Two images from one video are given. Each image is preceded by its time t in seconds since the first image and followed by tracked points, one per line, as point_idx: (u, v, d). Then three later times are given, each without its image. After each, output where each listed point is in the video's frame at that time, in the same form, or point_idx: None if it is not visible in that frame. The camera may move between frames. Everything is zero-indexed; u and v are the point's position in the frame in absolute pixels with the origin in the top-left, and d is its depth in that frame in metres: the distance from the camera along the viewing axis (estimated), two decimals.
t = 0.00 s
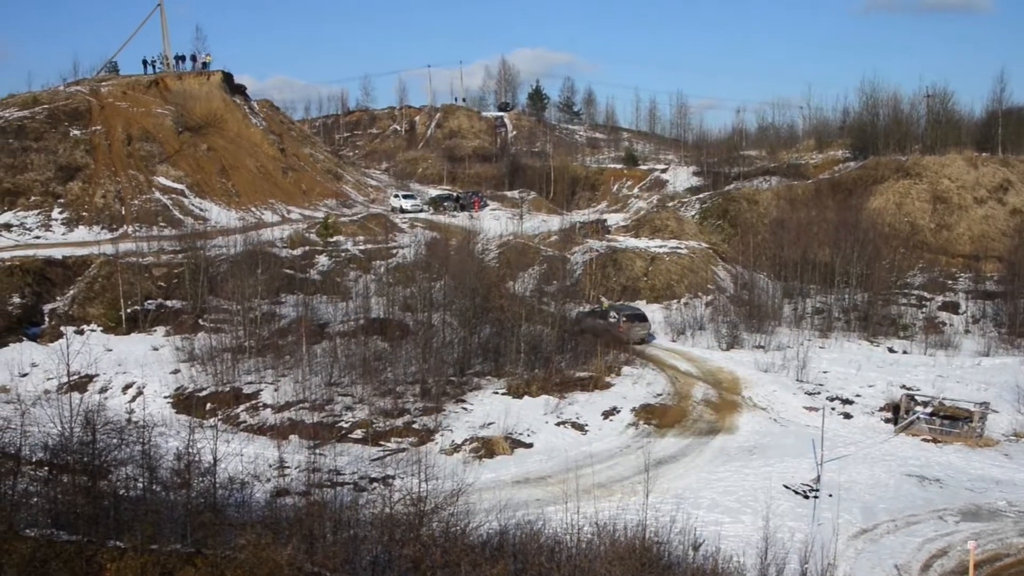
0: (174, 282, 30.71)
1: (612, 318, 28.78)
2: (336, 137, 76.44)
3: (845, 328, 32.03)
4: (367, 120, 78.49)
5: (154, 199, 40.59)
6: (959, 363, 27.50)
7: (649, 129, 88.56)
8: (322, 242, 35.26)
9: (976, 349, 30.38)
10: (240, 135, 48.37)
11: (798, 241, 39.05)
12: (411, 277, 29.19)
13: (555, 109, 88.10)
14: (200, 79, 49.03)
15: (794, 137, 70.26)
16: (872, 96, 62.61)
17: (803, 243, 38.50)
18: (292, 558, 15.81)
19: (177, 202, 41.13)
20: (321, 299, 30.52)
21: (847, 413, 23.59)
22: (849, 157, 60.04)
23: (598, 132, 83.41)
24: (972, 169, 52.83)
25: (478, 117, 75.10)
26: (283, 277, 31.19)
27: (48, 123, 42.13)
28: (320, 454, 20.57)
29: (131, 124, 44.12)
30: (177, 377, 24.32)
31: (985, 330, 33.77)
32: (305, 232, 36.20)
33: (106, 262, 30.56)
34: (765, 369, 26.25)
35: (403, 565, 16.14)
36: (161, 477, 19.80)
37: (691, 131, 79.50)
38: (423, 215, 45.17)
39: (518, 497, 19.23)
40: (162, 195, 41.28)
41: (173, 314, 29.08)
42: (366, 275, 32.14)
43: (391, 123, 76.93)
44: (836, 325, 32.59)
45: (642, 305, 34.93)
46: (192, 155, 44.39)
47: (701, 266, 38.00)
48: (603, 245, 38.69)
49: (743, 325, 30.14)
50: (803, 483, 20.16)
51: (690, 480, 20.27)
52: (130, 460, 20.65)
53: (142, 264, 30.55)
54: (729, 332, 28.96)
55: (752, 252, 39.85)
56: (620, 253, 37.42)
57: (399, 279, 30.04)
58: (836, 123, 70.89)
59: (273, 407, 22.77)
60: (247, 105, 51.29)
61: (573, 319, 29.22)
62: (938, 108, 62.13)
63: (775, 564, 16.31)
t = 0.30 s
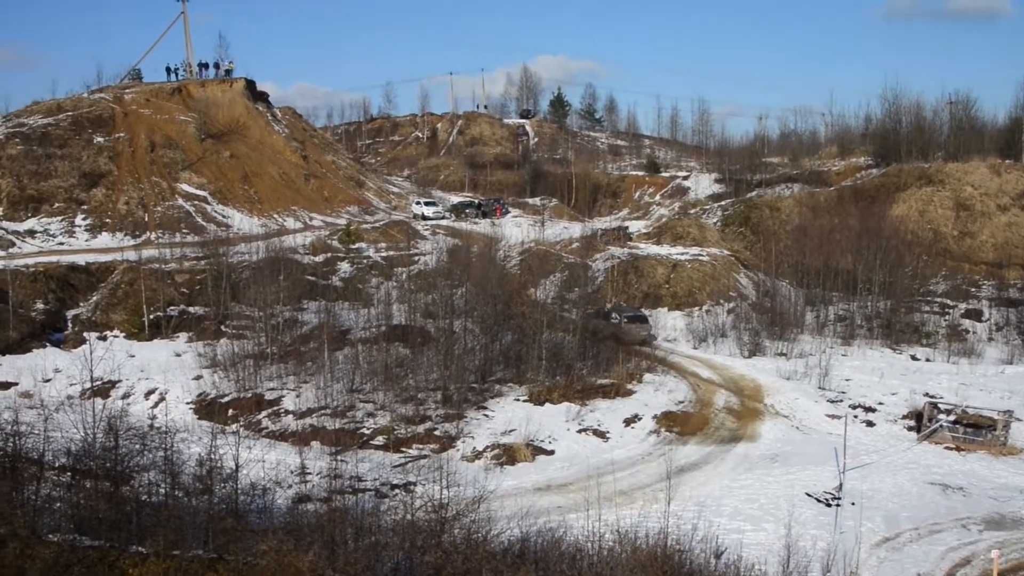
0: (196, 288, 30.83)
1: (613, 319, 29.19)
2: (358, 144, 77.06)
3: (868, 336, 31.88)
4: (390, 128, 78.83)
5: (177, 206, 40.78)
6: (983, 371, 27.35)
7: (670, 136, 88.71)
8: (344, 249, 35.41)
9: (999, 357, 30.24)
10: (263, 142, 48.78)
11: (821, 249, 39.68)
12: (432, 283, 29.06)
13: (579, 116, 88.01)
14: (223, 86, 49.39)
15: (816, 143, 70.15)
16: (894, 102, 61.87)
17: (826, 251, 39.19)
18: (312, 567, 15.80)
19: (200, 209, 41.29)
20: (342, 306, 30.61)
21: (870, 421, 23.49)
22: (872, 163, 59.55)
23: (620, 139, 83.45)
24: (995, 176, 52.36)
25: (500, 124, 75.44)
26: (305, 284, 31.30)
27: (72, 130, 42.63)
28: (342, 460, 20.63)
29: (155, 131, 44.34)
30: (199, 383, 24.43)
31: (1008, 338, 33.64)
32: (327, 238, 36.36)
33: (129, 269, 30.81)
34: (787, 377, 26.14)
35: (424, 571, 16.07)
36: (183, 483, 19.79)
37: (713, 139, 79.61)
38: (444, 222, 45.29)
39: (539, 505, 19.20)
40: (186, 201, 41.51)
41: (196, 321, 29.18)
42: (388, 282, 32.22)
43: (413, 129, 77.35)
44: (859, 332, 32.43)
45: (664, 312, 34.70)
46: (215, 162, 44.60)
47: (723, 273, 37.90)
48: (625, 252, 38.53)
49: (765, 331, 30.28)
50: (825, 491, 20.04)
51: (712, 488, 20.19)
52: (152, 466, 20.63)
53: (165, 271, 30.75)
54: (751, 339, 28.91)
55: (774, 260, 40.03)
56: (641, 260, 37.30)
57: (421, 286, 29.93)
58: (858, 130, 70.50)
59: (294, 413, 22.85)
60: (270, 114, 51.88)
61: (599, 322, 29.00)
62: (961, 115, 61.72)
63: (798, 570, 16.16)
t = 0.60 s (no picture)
0: (222, 295, 31.15)
1: (618, 319, 29.44)
2: (383, 151, 77.85)
3: (894, 344, 31.70)
4: (415, 135, 79.42)
5: (203, 212, 41.16)
6: (1011, 380, 27.15)
7: (695, 143, 88.80)
8: (369, 256, 35.58)
9: None
10: (289, 149, 49.02)
11: (847, 256, 39.51)
12: (457, 291, 29.64)
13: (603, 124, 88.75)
14: (249, 94, 49.40)
15: (841, 150, 69.84)
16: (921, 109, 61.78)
17: (852, 258, 38.95)
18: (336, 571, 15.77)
19: (226, 216, 41.70)
20: (368, 312, 30.72)
21: (896, 429, 23.41)
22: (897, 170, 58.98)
23: (645, 146, 83.47)
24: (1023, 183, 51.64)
25: (524, 132, 75.79)
26: (330, 291, 31.45)
27: (100, 137, 43.14)
28: (367, 467, 20.68)
29: (181, 138, 44.78)
30: (225, 390, 24.59)
31: None
32: (353, 245, 36.54)
33: (156, 275, 31.03)
34: (813, 386, 26.02)
35: None
36: (208, 488, 19.82)
37: (738, 147, 79.57)
38: (469, 229, 45.57)
39: (564, 512, 19.16)
40: (212, 208, 41.93)
41: (221, 327, 29.53)
42: (413, 289, 32.34)
43: (438, 137, 77.92)
44: (885, 340, 32.24)
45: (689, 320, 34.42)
46: (242, 169, 44.94)
47: (749, 281, 37.54)
48: (649, 260, 38.60)
49: (790, 339, 30.24)
50: (851, 500, 19.91)
51: (737, 496, 20.11)
52: (178, 471, 20.70)
53: (191, 278, 31.02)
54: (776, 347, 28.85)
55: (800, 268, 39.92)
56: (667, 268, 37.41)
57: (445, 293, 30.45)
58: (885, 138, 69.81)
59: (319, 420, 22.97)
60: (296, 121, 52.15)
61: (622, 330, 29.05)
62: (988, 122, 60.96)
63: None
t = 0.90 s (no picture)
0: (248, 301, 31.41)
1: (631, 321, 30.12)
2: (409, 158, 78.56)
3: (921, 351, 31.48)
4: (440, 142, 80.18)
5: (229, 219, 41.59)
6: None
7: (720, 149, 88.77)
8: (394, 263, 35.74)
9: None
10: (315, 156, 49.58)
11: (874, 263, 39.34)
12: (482, 297, 29.84)
13: (627, 130, 89.35)
14: (275, 102, 50.36)
15: (868, 156, 69.33)
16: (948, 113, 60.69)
17: (879, 264, 38.84)
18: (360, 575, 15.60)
19: (252, 223, 42.09)
20: (393, 319, 30.88)
21: (923, 437, 23.27)
22: (924, 177, 58.05)
23: (669, 152, 83.38)
24: None
25: (550, 138, 75.72)
26: (356, 298, 31.63)
27: (127, 144, 43.77)
28: (392, 473, 20.75)
29: (208, 146, 45.49)
30: (251, 396, 24.83)
31: None
32: (378, 252, 36.77)
33: (183, 282, 31.43)
34: (839, 393, 25.86)
35: None
36: (234, 494, 19.92)
37: (763, 153, 79.44)
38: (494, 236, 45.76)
39: (589, 519, 19.10)
40: (238, 215, 42.36)
41: (248, 333, 29.85)
42: (438, 296, 32.49)
43: (463, 144, 78.43)
44: (912, 347, 32.01)
45: (715, 326, 34.66)
46: (268, 176, 45.49)
47: (775, 288, 37.48)
48: (675, 266, 38.33)
49: (816, 346, 30.14)
50: (878, 508, 19.72)
51: (762, 504, 20.00)
52: (204, 476, 20.83)
53: (218, 284, 31.35)
54: (803, 354, 28.77)
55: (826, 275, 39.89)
56: (693, 274, 37.10)
57: (470, 300, 30.62)
58: (912, 143, 68.88)
59: (345, 426, 23.12)
60: (323, 127, 52.88)
61: (645, 338, 29.24)
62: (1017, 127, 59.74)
63: None
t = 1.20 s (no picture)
0: (272, 308, 31.78)
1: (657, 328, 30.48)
2: (432, 166, 79.20)
3: (946, 360, 31.28)
4: (463, 150, 80.81)
5: (254, 227, 41.94)
6: None
7: (744, 157, 88.76)
8: (417, 270, 35.97)
9: None
10: (338, 164, 50.22)
11: (898, 271, 39.31)
12: (505, 305, 29.69)
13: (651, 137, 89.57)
14: (299, 109, 51.20)
15: (893, 164, 68.78)
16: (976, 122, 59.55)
17: (904, 274, 38.72)
18: None
19: (275, 231, 42.38)
20: (415, 326, 31.06)
21: (949, 447, 23.08)
22: (950, 184, 56.63)
23: (692, 160, 83.28)
24: None
25: (573, 146, 75.76)
26: (379, 305, 31.85)
27: (153, 152, 44.35)
28: (415, 481, 20.82)
29: (232, 154, 46.14)
30: (274, 403, 25.08)
31: None
32: (401, 260, 36.98)
33: (207, 289, 31.95)
34: (863, 403, 25.74)
35: None
36: (258, 501, 19.99)
37: (786, 160, 79.21)
38: (517, 244, 45.86)
39: (612, 528, 19.02)
40: (262, 223, 42.70)
41: (271, 340, 30.22)
42: (461, 304, 32.64)
43: (486, 152, 78.81)
44: (937, 356, 31.79)
45: (739, 335, 34.57)
46: (292, 183, 45.87)
47: (799, 295, 37.33)
48: (698, 274, 38.29)
49: (840, 355, 30.08)
50: (903, 518, 19.48)
51: (786, 513, 19.87)
52: (228, 483, 20.96)
53: (241, 291, 31.79)
54: (827, 362, 28.66)
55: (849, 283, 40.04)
56: (716, 282, 37.00)
57: (493, 307, 30.47)
58: (937, 151, 67.82)
59: (367, 433, 23.31)
60: (346, 136, 53.38)
61: (667, 345, 29.12)
62: None
63: None
